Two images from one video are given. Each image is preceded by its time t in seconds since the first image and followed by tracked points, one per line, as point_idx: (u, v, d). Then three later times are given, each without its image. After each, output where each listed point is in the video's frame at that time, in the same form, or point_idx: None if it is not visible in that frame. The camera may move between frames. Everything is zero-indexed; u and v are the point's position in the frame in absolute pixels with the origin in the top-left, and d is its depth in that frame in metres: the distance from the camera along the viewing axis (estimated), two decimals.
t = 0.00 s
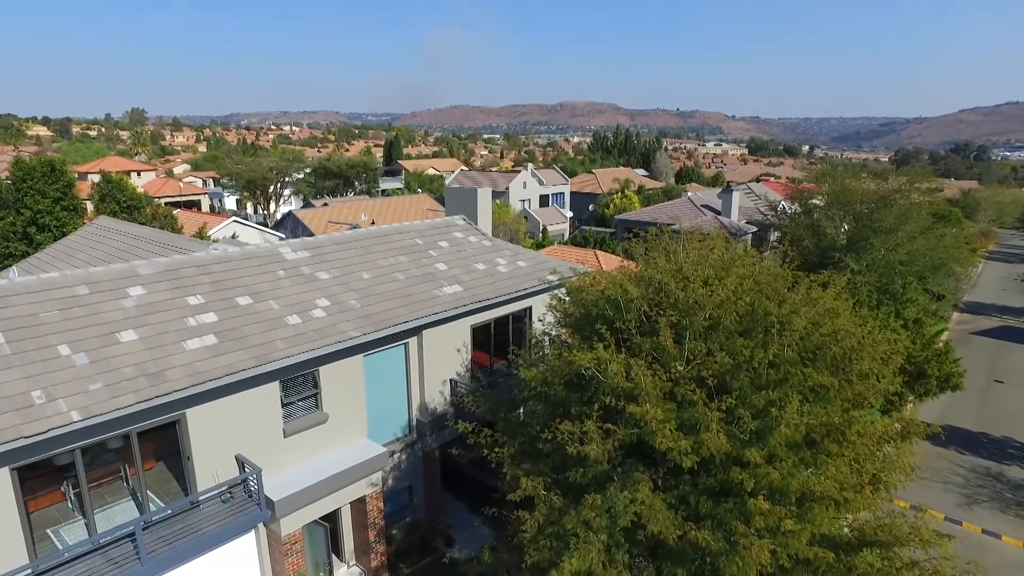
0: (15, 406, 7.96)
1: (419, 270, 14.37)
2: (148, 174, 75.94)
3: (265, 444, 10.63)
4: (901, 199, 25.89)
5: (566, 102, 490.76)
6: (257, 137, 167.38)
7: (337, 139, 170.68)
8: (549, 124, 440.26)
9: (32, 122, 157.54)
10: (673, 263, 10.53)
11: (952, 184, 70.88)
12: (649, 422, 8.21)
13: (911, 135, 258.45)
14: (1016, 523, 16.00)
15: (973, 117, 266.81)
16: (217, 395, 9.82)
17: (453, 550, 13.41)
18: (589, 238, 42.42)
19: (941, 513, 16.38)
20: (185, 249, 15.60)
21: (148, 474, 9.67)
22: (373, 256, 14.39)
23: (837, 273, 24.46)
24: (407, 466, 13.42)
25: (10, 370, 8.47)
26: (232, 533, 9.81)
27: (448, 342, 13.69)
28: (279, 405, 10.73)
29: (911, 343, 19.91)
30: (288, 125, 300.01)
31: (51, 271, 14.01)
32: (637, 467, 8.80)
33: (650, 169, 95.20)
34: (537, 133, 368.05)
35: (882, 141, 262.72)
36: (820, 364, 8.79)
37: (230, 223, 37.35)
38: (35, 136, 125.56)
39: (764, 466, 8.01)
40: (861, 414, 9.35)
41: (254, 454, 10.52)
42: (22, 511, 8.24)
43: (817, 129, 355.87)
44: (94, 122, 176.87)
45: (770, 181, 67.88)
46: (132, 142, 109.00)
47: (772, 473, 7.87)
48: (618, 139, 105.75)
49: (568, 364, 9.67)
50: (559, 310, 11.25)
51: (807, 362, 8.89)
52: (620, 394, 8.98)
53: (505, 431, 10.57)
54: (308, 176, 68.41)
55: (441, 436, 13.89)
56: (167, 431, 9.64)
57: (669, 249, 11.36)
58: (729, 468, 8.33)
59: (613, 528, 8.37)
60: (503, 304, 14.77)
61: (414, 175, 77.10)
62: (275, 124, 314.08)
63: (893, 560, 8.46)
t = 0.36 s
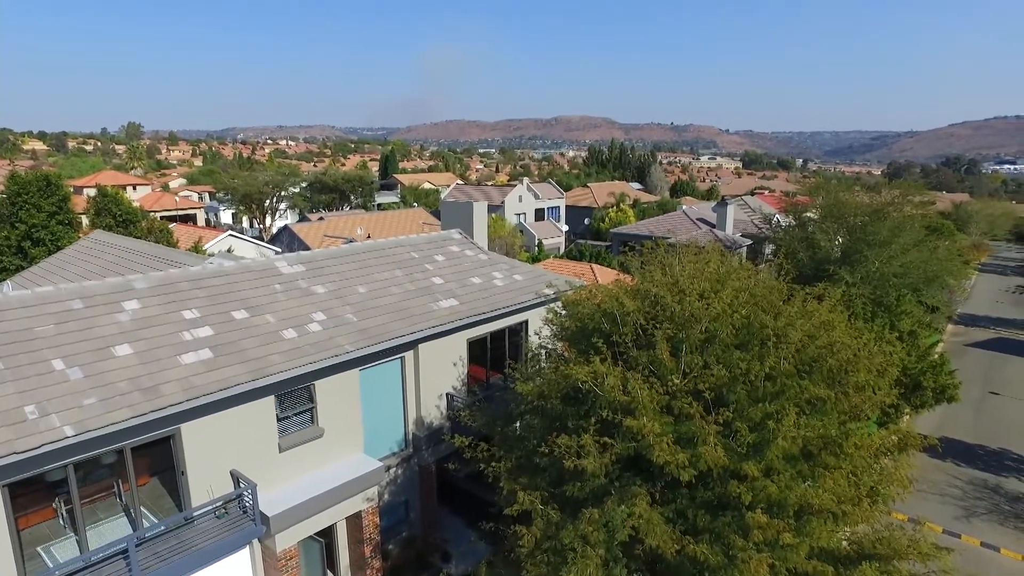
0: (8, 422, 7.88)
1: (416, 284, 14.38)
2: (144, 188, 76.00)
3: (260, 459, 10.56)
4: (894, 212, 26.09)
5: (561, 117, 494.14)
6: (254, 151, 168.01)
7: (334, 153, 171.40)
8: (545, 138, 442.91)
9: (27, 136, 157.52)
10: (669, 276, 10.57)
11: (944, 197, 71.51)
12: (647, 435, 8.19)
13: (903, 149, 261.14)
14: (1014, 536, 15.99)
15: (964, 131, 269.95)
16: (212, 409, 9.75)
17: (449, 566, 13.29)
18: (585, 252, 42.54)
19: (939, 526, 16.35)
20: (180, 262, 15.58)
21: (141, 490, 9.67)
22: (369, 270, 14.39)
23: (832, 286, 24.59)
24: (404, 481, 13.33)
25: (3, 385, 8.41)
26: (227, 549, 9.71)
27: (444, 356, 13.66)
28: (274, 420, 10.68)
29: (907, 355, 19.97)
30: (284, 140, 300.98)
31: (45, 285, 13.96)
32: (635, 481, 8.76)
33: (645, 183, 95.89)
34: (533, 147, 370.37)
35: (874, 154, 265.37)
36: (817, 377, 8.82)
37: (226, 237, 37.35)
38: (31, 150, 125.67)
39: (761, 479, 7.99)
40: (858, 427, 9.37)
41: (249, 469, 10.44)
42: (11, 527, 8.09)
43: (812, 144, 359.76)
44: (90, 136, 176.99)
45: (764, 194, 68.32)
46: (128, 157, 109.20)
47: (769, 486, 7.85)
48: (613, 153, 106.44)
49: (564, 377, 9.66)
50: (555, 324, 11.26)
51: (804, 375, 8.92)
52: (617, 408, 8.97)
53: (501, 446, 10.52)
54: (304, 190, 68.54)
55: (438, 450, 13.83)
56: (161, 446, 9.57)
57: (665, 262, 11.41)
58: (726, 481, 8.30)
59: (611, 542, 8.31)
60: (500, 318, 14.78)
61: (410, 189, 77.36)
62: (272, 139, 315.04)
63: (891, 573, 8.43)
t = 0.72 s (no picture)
0: None
1: (411, 299, 14.35)
2: (139, 204, 75.91)
3: (253, 476, 10.43)
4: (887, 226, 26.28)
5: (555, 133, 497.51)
6: (249, 167, 168.37)
7: (330, 169, 171.90)
8: (540, 154, 445.79)
9: (22, 152, 157.57)
10: (664, 291, 10.58)
11: (936, 211, 72.17)
12: (643, 451, 8.13)
13: (894, 164, 263.96)
14: (1013, 550, 15.91)
15: (953, 146, 273.28)
16: (204, 426, 9.65)
17: None
18: (580, 267, 42.62)
19: (938, 540, 16.27)
20: (174, 278, 15.52)
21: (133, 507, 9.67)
22: (364, 286, 14.37)
23: (826, 300, 24.67)
24: (399, 498, 13.19)
25: None
26: (218, 569, 9.49)
27: (439, 372, 13.60)
28: (268, 437, 10.58)
29: (902, 368, 19.99)
30: (280, 156, 301.77)
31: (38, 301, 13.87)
32: (632, 497, 8.69)
33: (640, 198, 96.47)
34: (528, 163, 372.29)
35: (865, 170, 268.03)
36: (813, 392, 8.82)
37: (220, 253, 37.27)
38: (26, 166, 125.60)
39: (759, 495, 7.94)
40: (855, 441, 9.36)
41: (242, 487, 10.31)
42: None
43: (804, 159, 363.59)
44: (85, 152, 176.68)
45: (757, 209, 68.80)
46: (123, 173, 109.28)
47: (767, 501, 7.80)
48: (607, 169, 107.04)
49: (560, 393, 9.61)
50: (551, 339, 11.23)
51: (800, 389, 8.92)
52: (613, 424, 8.93)
53: (497, 462, 10.43)
54: (299, 206, 68.56)
55: (433, 466, 13.72)
56: (153, 464, 9.46)
57: (661, 277, 11.43)
58: (724, 496, 8.25)
59: (608, 560, 8.23)
60: (495, 334, 14.74)
61: (405, 204, 77.52)
62: (267, 155, 315.77)
63: None
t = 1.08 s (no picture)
0: None
1: (406, 315, 14.32)
2: (134, 220, 75.83)
3: (246, 494, 10.31)
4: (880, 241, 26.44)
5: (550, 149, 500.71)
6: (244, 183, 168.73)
7: (325, 185, 172.45)
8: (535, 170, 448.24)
9: (17, 168, 157.62)
10: (659, 306, 10.60)
11: (928, 225, 72.77)
12: (640, 467, 8.08)
13: (885, 179, 266.38)
14: (1011, 566, 15.85)
15: (943, 162, 276.33)
16: (196, 444, 9.54)
17: None
18: (575, 283, 42.68)
19: (936, 555, 16.19)
20: (168, 294, 15.45)
21: (122, 528, 9.43)
22: (359, 301, 14.33)
23: (821, 314, 24.73)
24: (394, 516, 13.04)
25: None
26: None
27: (434, 388, 13.53)
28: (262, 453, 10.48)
29: (897, 383, 20.00)
30: (275, 172, 302.20)
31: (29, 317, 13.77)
32: (629, 514, 8.63)
33: (634, 213, 96.95)
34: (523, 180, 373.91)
35: (857, 185, 270.54)
36: (810, 406, 8.82)
37: (215, 268, 37.18)
38: (20, 182, 125.47)
39: (757, 511, 7.89)
40: (852, 456, 9.37)
41: (235, 505, 10.19)
42: None
43: (797, 175, 367.42)
44: (80, 168, 176.52)
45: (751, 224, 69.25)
46: (118, 189, 109.30)
47: (765, 517, 7.75)
48: (602, 184, 107.58)
49: (556, 408, 9.55)
50: (547, 355, 11.21)
51: (796, 405, 8.93)
52: (610, 440, 8.88)
53: (493, 479, 10.35)
54: (294, 222, 68.59)
55: (428, 483, 13.60)
56: (144, 482, 9.34)
57: (656, 292, 11.45)
58: (721, 513, 8.20)
59: None
60: (490, 350, 14.71)
61: (400, 220, 77.61)
62: (263, 171, 316.32)
63: None
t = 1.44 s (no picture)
0: None
1: (400, 331, 14.29)
2: (128, 236, 75.68)
3: (238, 512, 10.18)
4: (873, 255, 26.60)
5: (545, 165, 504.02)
6: (240, 199, 168.83)
7: (321, 201, 172.82)
8: (530, 186, 450.63)
9: (12, 184, 157.43)
10: (655, 322, 10.61)
11: (920, 241, 73.36)
12: (636, 483, 8.03)
13: (877, 194, 268.78)
14: None
15: (934, 177, 279.24)
16: (189, 461, 9.45)
17: None
18: (570, 298, 42.72)
19: (934, 571, 16.10)
20: (162, 310, 15.40)
21: (112, 547, 9.26)
22: (354, 317, 14.30)
23: (816, 328, 24.80)
24: (388, 533, 12.89)
25: None
26: None
27: (429, 405, 13.46)
28: (255, 470, 10.38)
29: (892, 397, 20.01)
30: (271, 188, 302.49)
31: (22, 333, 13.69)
32: (625, 530, 8.56)
33: (629, 229, 97.40)
34: (518, 196, 375.61)
35: (849, 200, 272.89)
36: (806, 421, 8.82)
37: (209, 284, 37.07)
38: (15, 198, 125.16)
39: (754, 526, 7.85)
40: (848, 471, 9.35)
41: (227, 524, 10.05)
42: None
43: (790, 190, 370.38)
44: (75, 184, 176.49)
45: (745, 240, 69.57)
46: (113, 205, 109.24)
47: (762, 533, 7.71)
48: (596, 200, 108.14)
49: (551, 424, 9.50)
50: (542, 370, 11.18)
51: (792, 419, 8.93)
52: (606, 456, 8.83)
53: (488, 496, 10.27)
54: (289, 238, 68.58)
55: (423, 501, 13.48)
56: (135, 501, 9.22)
57: (651, 308, 11.47)
58: (718, 529, 8.14)
59: None
60: (485, 366, 14.66)
61: (395, 236, 77.73)
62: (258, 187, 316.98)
63: None
